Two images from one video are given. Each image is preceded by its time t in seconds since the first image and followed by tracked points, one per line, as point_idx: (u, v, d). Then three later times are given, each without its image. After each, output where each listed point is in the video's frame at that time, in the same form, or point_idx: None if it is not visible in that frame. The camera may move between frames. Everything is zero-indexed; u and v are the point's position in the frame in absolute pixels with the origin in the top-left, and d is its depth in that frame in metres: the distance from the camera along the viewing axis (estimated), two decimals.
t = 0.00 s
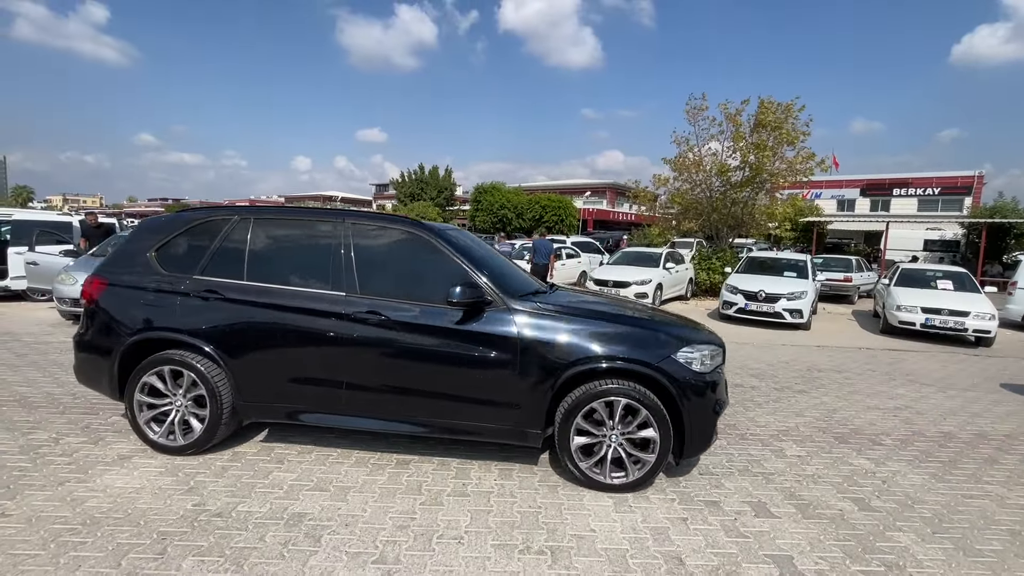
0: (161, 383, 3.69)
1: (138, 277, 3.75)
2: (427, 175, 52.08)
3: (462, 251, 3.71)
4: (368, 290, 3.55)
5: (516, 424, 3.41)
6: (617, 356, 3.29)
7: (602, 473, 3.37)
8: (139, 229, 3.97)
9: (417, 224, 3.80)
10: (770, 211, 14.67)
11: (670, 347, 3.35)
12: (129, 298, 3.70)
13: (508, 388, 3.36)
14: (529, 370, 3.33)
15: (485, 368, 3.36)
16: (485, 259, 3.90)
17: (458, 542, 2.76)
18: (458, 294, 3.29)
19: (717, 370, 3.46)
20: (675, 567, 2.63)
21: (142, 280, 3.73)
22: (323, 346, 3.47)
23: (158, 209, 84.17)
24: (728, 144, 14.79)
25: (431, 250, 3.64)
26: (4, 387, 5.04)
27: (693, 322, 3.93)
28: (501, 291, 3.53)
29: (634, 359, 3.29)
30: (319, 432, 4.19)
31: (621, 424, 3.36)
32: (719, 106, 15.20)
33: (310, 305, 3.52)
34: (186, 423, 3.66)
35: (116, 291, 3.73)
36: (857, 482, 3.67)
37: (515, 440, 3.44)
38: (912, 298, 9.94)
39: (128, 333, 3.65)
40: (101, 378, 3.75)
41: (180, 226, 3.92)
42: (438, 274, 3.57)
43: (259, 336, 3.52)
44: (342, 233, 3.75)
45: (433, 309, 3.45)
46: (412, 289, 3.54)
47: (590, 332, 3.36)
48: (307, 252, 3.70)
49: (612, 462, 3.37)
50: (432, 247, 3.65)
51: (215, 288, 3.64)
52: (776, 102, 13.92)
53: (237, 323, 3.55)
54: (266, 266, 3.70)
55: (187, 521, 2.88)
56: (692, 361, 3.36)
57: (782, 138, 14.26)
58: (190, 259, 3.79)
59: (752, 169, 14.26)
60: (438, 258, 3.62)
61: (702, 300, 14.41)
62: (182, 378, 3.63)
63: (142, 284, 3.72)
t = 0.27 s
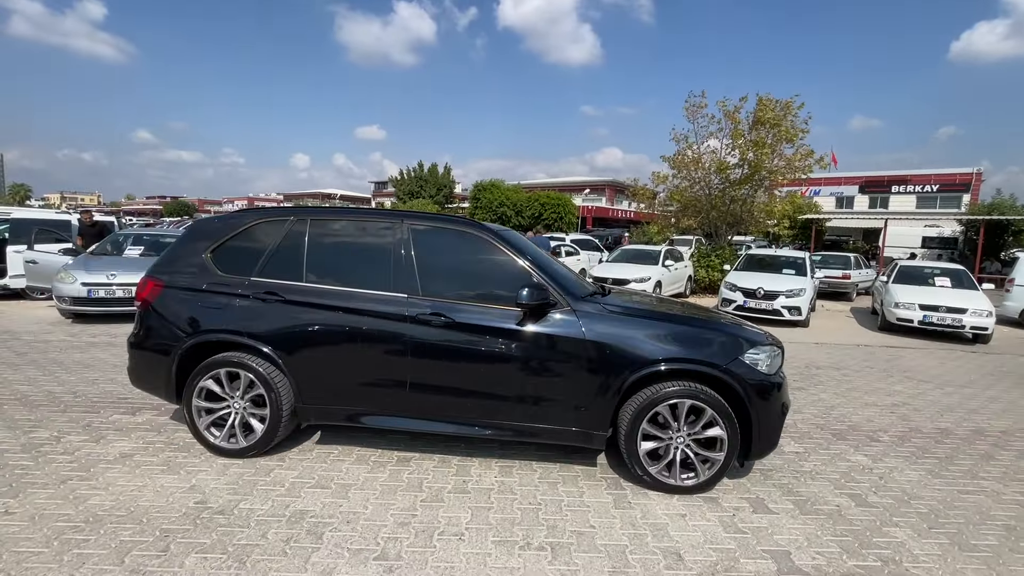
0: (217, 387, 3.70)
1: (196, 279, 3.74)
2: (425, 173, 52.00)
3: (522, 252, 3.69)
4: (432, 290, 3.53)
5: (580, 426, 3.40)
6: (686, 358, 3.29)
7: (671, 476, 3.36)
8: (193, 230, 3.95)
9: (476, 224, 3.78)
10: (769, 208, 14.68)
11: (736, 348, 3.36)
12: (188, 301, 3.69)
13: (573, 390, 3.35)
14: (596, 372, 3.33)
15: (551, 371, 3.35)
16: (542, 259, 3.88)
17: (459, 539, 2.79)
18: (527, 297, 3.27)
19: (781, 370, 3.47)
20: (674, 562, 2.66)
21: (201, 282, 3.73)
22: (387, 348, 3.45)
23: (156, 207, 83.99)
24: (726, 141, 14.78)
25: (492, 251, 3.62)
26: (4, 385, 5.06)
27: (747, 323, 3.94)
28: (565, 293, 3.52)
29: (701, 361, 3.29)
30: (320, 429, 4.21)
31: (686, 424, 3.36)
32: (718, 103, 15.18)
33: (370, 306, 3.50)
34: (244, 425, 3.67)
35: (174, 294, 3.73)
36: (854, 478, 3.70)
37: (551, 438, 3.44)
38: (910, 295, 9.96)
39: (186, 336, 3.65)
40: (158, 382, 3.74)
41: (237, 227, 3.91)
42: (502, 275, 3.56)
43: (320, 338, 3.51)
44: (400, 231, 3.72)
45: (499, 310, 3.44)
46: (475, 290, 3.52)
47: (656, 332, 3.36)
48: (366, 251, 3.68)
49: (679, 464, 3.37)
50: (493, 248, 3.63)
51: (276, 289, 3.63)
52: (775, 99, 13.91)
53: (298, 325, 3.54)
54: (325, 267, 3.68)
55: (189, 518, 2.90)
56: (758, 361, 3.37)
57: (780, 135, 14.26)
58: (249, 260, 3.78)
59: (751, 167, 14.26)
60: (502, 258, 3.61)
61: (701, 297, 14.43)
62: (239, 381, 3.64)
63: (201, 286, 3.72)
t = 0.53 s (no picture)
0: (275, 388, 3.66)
1: (252, 279, 3.69)
2: (422, 169, 51.85)
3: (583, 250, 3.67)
4: (493, 290, 3.51)
5: (645, 424, 3.40)
6: (755, 358, 3.29)
7: (739, 475, 3.35)
8: (244, 229, 3.89)
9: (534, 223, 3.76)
10: (766, 204, 14.69)
11: (803, 347, 3.37)
12: (245, 300, 3.64)
13: (640, 389, 3.34)
14: (663, 371, 3.32)
15: (619, 369, 3.34)
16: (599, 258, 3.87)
17: (456, 534, 2.80)
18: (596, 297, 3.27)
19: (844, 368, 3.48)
20: (670, 556, 2.68)
21: (257, 282, 3.68)
22: (451, 348, 3.43)
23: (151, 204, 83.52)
24: (723, 137, 14.77)
25: (553, 249, 3.60)
26: None
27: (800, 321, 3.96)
28: (628, 292, 3.51)
29: (770, 361, 3.29)
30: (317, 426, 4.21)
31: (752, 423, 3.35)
32: (715, 98, 15.16)
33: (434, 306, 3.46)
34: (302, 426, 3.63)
35: (231, 293, 3.68)
36: (849, 472, 3.72)
37: (545, 432, 3.46)
38: (906, 290, 10.00)
39: (242, 335, 3.61)
40: (213, 383, 3.70)
41: (289, 227, 3.86)
42: (565, 274, 3.54)
43: (382, 338, 3.48)
44: (458, 230, 3.69)
45: (563, 309, 3.42)
46: (537, 289, 3.50)
47: (717, 332, 3.36)
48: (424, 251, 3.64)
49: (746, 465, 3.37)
50: (555, 246, 3.61)
51: (336, 289, 3.59)
52: (771, 94, 13.89)
53: (360, 325, 3.50)
54: (384, 266, 3.64)
55: (186, 515, 2.91)
56: (825, 360, 3.38)
57: (777, 130, 14.25)
58: (305, 260, 3.73)
59: (748, 162, 14.27)
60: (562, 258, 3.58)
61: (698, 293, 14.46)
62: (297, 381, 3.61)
63: (258, 286, 3.66)
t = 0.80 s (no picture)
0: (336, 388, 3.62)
1: (314, 278, 3.66)
2: (419, 164, 51.71)
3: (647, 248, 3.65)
4: (558, 290, 3.47)
5: (712, 424, 3.37)
6: (826, 356, 3.26)
7: (809, 474, 3.33)
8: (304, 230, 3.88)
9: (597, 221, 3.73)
10: (762, 199, 14.69)
11: (874, 345, 3.33)
12: (306, 300, 3.61)
13: (707, 388, 3.32)
14: (731, 370, 3.30)
15: (687, 369, 3.31)
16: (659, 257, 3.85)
17: (452, 530, 2.80)
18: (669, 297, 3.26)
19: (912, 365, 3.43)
20: (665, 550, 2.69)
21: (318, 281, 3.64)
22: (516, 348, 3.40)
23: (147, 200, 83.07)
24: (720, 131, 14.75)
25: (618, 247, 3.57)
26: None
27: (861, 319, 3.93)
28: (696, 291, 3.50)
29: (840, 359, 3.26)
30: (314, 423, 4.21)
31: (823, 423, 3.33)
32: (712, 92, 15.11)
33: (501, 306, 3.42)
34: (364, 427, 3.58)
35: (291, 294, 3.65)
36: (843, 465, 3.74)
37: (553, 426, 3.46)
38: (902, 284, 10.03)
39: (303, 337, 3.57)
40: (274, 383, 3.67)
41: (347, 226, 3.85)
42: (630, 273, 3.52)
43: (445, 338, 3.44)
44: (522, 229, 3.65)
45: (630, 310, 3.38)
46: (605, 288, 3.47)
47: (787, 331, 3.34)
48: (486, 250, 3.61)
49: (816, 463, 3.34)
50: (621, 245, 3.58)
51: (399, 288, 3.55)
52: (768, 89, 13.86)
53: (422, 325, 3.47)
54: (448, 265, 3.60)
55: (181, 512, 2.90)
56: (895, 357, 3.34)
57: (774, 125, 14.23)
58: (366, 258, 3.70)
59: (745, 157, 14.26)
60: (628, 258, 3.56)
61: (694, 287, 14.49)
62: (359, 381, 3.57)
63: (318, 285, 3.63)
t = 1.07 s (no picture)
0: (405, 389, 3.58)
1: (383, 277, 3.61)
2: (418, 159, 51.59)
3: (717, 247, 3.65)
4: (631, 290, 3.46)
5: (784, 424, 3.38)
6: (904, 357, 3.26)
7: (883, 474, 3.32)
8: (368, 228, 3.83)
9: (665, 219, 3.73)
10: (761, 194, 14.69)
11: (948, 344, 3.33)
12: (376, 300, 3.56)
13: (782, 388, 3.33)
14: (806, 370, 3.30)
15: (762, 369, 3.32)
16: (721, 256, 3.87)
17: (449, 524, 2.82)
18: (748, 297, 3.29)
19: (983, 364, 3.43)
20: (661, 544, 2.71)
21: (387, 280, 3.59)
22: (592, 347, 3.39)
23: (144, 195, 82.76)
24: (719, 126, 14.73)
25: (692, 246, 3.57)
26: None
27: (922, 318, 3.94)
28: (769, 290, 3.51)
29: (919, 359, 3.25)
30: (312, 418, 4.22)
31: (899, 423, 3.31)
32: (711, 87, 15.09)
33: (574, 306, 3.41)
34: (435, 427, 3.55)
35: (356, 294, 3.59)
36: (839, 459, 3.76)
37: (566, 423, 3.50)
38: (899, 279, 10.05)
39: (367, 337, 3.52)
40: (339, 384, 3.61)
41: (413, 224, 3.79)
42: (704, 272, 3.52)
43: (515, 338, 3.42)
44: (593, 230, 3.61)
45: (706, 310, 3.38)
46: (680, 287, 3.47)
47: (862, 330, 3.35)
48: (560, 249, 3.59)
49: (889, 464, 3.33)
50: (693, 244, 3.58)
51: (470, 288, 3.51)
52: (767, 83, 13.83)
53: (491, 324, 3.44)
54: (520, 266, 3.57)
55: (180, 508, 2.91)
56: (971, 357, 3.33)
57: (773, 119, 14.21)
58: (436, 258, 3.65)
59: (743, 152, 14.25)
60: (701, 260, 3.55)
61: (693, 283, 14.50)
62: (430, 380, 3.53)
63: (388, 284, 3.58)
